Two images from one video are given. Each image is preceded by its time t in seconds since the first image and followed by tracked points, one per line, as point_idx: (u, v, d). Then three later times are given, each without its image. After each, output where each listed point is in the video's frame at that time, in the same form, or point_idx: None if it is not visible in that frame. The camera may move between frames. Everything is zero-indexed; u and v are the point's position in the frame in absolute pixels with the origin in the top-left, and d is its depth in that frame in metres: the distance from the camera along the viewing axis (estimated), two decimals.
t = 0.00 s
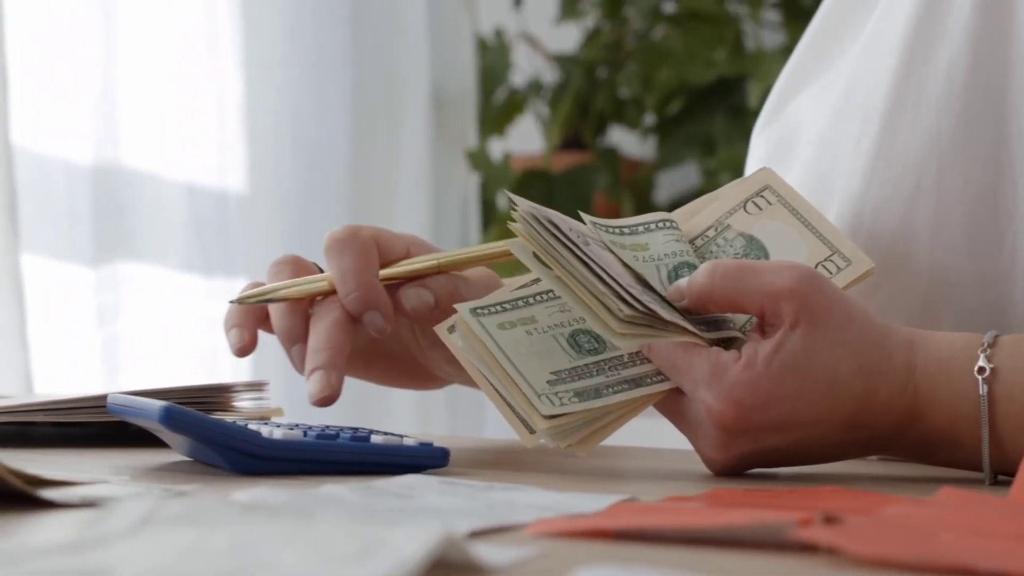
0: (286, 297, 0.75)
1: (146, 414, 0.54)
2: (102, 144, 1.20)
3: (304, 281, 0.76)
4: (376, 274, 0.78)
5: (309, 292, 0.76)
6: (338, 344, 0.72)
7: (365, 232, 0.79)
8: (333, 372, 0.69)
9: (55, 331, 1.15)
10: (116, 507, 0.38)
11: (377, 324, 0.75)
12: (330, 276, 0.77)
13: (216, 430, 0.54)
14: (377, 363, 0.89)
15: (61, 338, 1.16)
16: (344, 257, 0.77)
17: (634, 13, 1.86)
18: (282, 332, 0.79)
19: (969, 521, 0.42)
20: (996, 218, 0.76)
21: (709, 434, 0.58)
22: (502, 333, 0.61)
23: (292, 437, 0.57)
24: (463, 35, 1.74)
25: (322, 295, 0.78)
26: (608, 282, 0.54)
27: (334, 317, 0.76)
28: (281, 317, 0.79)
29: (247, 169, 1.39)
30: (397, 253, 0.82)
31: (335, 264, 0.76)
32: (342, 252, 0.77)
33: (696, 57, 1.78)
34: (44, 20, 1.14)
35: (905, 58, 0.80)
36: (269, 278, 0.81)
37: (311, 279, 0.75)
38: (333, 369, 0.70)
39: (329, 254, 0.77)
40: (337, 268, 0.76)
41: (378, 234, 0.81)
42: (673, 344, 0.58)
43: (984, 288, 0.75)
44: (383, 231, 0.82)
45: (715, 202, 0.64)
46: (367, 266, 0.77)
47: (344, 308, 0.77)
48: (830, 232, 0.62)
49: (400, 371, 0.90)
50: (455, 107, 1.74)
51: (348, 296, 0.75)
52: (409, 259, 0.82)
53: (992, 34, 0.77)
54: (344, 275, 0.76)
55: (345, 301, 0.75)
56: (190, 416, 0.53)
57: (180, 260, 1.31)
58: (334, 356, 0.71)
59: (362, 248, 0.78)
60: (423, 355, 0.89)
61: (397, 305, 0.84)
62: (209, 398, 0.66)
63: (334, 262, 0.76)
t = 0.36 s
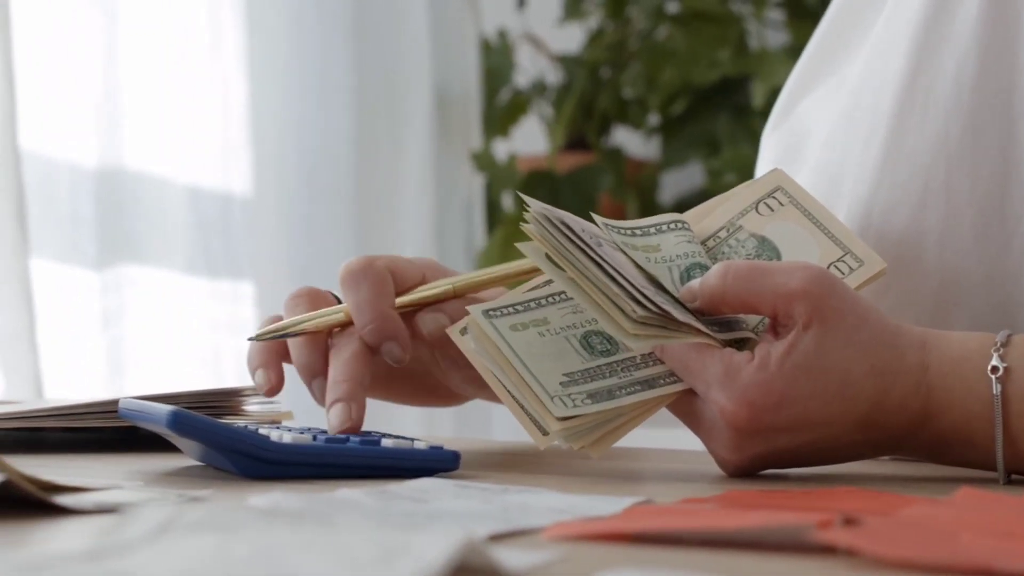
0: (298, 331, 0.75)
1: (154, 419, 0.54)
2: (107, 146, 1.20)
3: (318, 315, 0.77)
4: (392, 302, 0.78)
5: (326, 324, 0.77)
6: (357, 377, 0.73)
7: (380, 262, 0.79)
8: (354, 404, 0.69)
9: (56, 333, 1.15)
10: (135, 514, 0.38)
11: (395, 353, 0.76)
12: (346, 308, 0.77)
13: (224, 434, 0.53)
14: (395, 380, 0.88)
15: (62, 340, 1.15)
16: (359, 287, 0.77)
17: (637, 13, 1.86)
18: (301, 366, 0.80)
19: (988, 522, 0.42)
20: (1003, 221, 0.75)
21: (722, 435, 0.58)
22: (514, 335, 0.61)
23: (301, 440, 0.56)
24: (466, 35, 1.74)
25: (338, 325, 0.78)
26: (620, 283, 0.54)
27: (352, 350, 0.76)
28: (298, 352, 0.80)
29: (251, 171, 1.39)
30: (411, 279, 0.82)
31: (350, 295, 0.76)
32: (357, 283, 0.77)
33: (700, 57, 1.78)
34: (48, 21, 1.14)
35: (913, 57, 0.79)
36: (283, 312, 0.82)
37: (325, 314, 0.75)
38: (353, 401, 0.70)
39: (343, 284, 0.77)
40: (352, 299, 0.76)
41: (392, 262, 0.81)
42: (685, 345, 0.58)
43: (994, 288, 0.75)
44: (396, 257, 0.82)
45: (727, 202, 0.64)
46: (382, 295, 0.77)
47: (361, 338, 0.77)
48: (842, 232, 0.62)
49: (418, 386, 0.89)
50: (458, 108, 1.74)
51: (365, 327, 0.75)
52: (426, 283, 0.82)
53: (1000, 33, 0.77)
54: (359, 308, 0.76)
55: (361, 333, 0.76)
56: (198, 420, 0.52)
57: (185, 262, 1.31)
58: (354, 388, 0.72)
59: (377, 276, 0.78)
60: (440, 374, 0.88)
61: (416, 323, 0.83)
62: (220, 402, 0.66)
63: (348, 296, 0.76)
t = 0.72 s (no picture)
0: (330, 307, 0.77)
1: (167, 417, 0.54)
2: (113, 146, 1.20)
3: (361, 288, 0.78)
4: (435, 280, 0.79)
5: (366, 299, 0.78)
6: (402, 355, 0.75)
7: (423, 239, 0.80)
8: (404, 382, 0.72)
9: (61, 333, 1.14)
10: (156, 512, 0.38)
11: (435, 331, 0.76)
12: (388, 283, 0.78)
13: (238, 432, 0.53)
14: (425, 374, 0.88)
15: (66, 339, 1.15)
16: (403, 263, 0.78)
17: (644, 13, 1.86)
18: (341, 342, 0.81)
19: (1010, 523, 0.41)
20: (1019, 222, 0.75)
21: (738, 435, 0.58)
22: (529, 331, 0.60)
23: (314, 439, 0.56)
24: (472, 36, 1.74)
25: (379, 300, 0.80)
26: (637, 280, 0.54)
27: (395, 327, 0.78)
28: (337, 328, 0.81)
29: (257, 171, 1.38)
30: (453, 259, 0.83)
31: (393, 271, 0.77)
32: (401, 259, 0.78)
33: (707, 57, 1.78)
34: (56, 22, 1.14)
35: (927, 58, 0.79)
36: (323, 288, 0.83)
37: (368, 290, 0.76)
38: (401, 379, 0.72)
39: (387, 260, 0.78)
40: (395, 274, 0.77)
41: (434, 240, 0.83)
42: (701, 344, 0.58)
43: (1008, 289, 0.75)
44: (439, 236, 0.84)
45: (744, 201, 0.64)
46: (426, 272, 0.78)
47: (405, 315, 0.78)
48: (858, 232, 0.61)
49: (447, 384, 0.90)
50: (463, 108, 1.74)
51: (408, 303, 0.76)
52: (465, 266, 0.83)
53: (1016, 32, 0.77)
54: (404, 282, 0.77)
55: (403, 308, 0.77)
56: (212, 418, 0.52)
57: (190, 261, 1.30)
58: (400, 366, 0.73)
59: (420, 254, 0.79)
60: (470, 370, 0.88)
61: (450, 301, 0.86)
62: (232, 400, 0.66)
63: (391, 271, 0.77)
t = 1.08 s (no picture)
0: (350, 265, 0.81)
1: (184, 413, 0.54)
2: (121, 144, 1.20)
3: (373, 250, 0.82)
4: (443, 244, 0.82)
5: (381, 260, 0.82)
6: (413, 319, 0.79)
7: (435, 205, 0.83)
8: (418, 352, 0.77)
9: (70, 333, 1.14)
10: (180, 505, 0.38)
11: (443, 291, 0.80)
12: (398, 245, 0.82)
13: (256, 427, 0.53)
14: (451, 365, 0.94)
15: (76, 340, 1.14)
16: (413, 224, 0.81)
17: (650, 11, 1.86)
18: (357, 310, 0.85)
19: None
20: None
21: (755, 430, 0.58)
22: (546, 327, 0.60)
23: (331, 435, 0.56)
24: (478, 35, 1.74)
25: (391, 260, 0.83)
26: (657, 275, 0.54)
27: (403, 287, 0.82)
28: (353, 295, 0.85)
29: (263, 170, 1.38)
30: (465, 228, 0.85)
31: (404, 232, 0.81)
32: (412, 220, 0.81)
33: (714, 56, 1.77)
34: (64, 21, 1.13)
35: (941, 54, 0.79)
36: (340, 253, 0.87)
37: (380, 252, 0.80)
38: (414, 347, 0.77)
39: (399, 222, 0.81)
40: (406, 235, 0.80)
41: (446, 208, 0.84)
42: (718, 339, 0.58)
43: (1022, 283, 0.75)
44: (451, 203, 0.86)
45: (758, 197, 0.64)
46: (434, 234, 0.81)
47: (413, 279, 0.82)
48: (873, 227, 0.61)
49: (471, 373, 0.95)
50: (469, 107, 1.74)
51: (416, 264, 0.80)
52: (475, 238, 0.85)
53: None
54: (413, 244, 0.80)
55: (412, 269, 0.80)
56: (229, 414, 0.52)
57: (197, 261, 1.30)
58: (410, 332, 0.78)
59: (430, 217, 0.81)
60: (482, 347, 0.93)
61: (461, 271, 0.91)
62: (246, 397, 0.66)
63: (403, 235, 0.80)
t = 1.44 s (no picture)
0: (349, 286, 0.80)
1: (203, 411, 0.54)
2: (131, 144, 1.20)
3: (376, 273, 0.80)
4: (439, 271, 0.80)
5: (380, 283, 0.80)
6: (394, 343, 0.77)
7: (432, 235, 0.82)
8: (393, 371, 0.73)
9: (77, 333, 1.14)
10: (205, 502, 0.37)
11: (433, 320, 0.76)
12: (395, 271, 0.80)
13: (275, 425, 0.53)
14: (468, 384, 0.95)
15: (83, 340, 1.14)
16: (410, 251, 0.79)
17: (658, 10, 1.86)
18: (353, 327, 0.84)
19: None
20: None
21: (773, 428, 0.58)
22: (564, 325, 0.60)
23: (349, 433, 0.56)
24: (486, 34, 1.74)
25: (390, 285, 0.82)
26: (676, 272, 0.54)
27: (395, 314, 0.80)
28: (349, 313, 0.84)
29: (271, 168, 1.38)
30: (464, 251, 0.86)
31: (400, 258, 0.79)
32: (408, 246, 0.80)
33: (720, 56, 1.78)
34: (73, 22, 1.13)
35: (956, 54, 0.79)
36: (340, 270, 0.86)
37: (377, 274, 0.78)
38: (391, 366, 0.74)
39: (396, 247, 0.80)
40: (402, 261, 0.79)
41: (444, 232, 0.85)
42: (736, 337, 0.58)
43: None
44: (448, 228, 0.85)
45: (774, 197, 0.63)
46: (428, 263, 0.79)
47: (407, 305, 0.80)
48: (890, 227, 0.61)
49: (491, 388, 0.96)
50: (476, 105, 1.73)
51: (408, 289, 0.77)
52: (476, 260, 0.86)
53: None
54: (405, 270, 0.78)
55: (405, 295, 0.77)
56: (248, 411, 0.52)
57: (205, 260, 1.30)
58: (391, 355, 0.75)
59: (426, 243, 0.80)
60: (489, 363, 0.94)
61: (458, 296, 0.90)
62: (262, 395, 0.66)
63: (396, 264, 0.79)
